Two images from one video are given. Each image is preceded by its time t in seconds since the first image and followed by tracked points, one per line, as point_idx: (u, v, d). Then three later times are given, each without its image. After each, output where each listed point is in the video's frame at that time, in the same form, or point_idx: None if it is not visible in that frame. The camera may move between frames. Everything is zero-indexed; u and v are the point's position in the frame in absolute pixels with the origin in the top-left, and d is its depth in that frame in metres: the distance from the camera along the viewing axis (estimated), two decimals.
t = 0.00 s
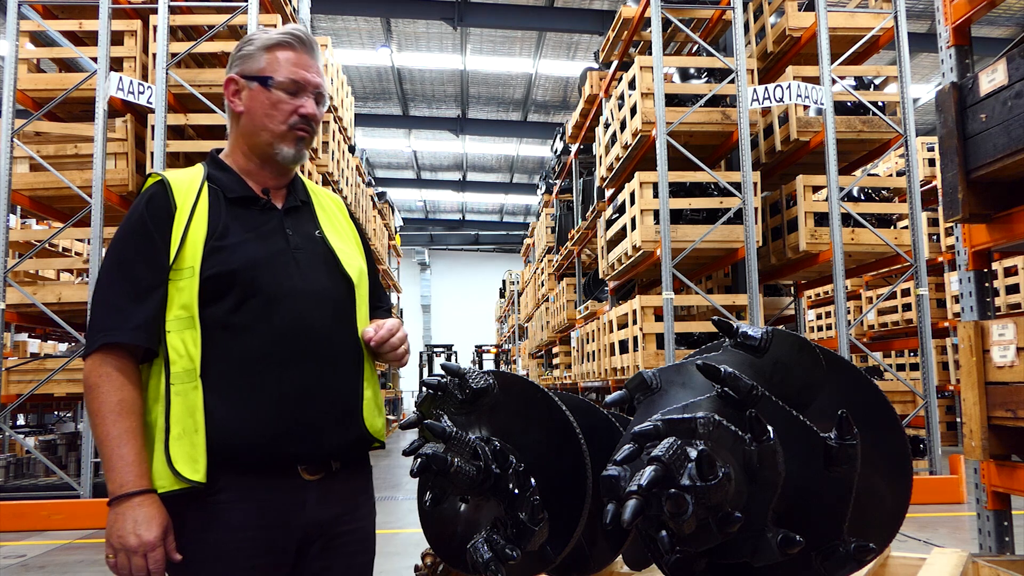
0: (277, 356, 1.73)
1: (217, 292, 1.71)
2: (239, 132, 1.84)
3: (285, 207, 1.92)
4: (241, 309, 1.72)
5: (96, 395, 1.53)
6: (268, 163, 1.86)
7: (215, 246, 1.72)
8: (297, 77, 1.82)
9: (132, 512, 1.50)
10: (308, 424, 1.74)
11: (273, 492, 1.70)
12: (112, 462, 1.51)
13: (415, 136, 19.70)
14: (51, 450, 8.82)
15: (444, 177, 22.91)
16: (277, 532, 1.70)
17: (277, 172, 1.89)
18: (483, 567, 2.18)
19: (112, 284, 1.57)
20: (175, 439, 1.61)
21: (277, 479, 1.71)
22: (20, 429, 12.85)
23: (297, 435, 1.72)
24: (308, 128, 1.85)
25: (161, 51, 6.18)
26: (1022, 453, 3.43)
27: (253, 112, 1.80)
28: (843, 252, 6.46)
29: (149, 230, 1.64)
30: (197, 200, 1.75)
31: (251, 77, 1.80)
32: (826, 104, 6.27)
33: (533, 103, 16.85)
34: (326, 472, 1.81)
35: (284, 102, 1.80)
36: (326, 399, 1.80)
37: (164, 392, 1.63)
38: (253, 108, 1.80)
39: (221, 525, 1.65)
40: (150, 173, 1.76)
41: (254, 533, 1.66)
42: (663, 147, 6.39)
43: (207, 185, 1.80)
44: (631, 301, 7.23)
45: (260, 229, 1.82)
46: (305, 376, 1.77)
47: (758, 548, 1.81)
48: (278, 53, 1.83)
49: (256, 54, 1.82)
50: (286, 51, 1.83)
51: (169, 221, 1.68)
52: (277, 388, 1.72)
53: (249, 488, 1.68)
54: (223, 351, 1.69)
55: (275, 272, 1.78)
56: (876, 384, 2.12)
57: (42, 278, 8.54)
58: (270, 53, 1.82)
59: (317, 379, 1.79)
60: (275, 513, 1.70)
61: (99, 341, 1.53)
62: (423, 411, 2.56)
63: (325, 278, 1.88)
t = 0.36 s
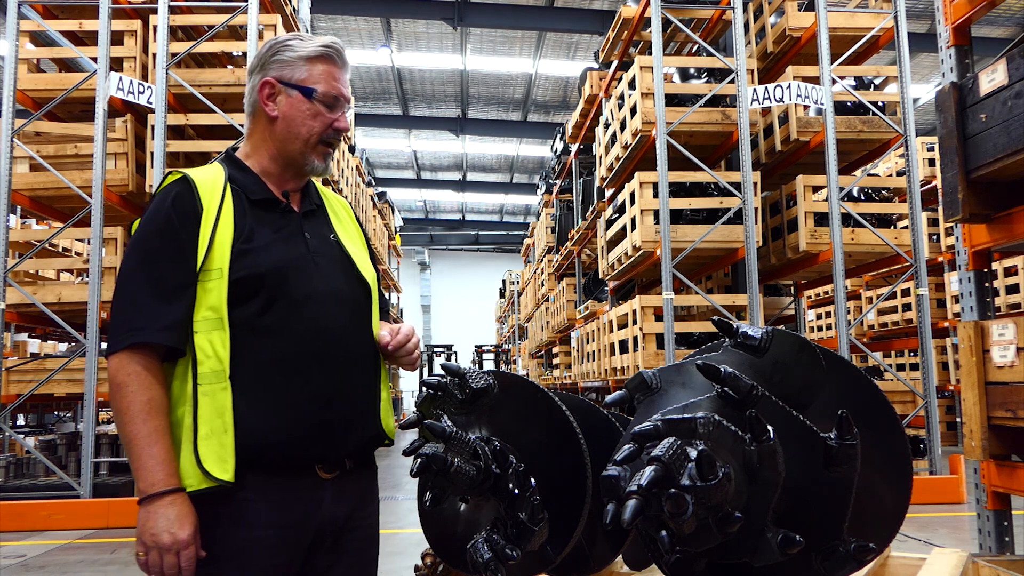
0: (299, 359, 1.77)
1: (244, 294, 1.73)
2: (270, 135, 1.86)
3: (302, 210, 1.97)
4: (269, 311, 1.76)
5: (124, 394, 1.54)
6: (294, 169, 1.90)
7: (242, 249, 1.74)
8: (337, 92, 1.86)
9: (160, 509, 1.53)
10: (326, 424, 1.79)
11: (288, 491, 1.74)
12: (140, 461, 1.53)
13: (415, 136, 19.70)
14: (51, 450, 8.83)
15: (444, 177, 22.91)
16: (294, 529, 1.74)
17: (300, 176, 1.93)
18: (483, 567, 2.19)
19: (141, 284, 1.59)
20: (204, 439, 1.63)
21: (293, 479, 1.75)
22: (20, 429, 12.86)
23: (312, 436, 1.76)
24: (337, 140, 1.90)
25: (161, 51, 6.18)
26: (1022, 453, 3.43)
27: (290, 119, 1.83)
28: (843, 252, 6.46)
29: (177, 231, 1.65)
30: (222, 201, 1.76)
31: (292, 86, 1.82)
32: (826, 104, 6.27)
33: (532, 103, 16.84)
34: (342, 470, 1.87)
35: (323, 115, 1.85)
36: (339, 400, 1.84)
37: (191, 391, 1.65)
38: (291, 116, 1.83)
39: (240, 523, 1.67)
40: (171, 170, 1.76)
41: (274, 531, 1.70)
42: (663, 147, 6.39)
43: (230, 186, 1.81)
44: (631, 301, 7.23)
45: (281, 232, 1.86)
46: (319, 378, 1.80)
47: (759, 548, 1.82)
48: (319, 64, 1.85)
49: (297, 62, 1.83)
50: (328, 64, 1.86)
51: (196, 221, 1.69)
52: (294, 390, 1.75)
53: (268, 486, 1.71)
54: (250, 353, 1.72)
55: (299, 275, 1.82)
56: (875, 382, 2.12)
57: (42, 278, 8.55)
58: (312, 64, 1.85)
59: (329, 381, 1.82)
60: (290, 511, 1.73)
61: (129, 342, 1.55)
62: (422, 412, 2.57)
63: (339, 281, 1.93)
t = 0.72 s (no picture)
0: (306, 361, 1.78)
1: (258, 294, 1.73)
2: (281, 138, 1.86)
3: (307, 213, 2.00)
4: (281, 313, 1.76)
5: (143, 392, 1.54)
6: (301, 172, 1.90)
7: (256, 250, 1.75)
8: (352, 105, 1.86)
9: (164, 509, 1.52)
10: (332, 425, 1.81)
11: (292, 489, 1.74)
12: (161, 458, 1.53)
13: (415, 136, 19.70)
14: (51, 450, 8.83)
15: (444, 177, 22.91)
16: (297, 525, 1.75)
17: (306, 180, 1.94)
18: (483, 567, 2.19)
19: (159, 281, 1.58)
20: (219, 436, 1.62)
21: (297, 478, 1.76)
22: (20, 429, 12.88)
23: (317, 437, 1.77)
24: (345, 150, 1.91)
25: (161, 51, 6.17)
26: (1021, 453, 3.44)
27: (303, 127, 1.83)
28: (843, 252, 6.46)
29: (193, 228, 1.64)
30: (236, 200, 1.75)
31: (308, 94, 1.82)
32: (826, 104, 6.27)
33: (532, 103, 16.84)
34: (340, 469, 1.87)
35: (335, 126, 1.85)
36: (343, 401, 1.86)
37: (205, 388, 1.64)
38: (304, 124, 1.83)
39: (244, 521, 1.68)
40: (183, 167, 1.74)
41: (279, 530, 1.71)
42: (663, 147, 6.39)
43: (242, 186, 1.81)
44: (631, 301, 7.24)
45: (290, 234, 1.87)
46: (325, 379, 1.81)
47: (759, 548, 1.82)
48: (337, 75, 1.85)
49: (316, 71, 1.83)
50: (345, 76, 1.86)
51: (213, 220, 1.68)
52: (301, 390, 1.76)
53: (274, 485, 1.71)
54: (263, 353, 1.72)
55: (307, 279, 1.83)
56: (874, 381, 2.12)
57: (42, 279, 8.55)
58: (330, 75, 1.85)
59: (333, 383, 1.83)
60: (294, 509, 1.74)
61: (149, 337, 1.54)
62: (422, 411, 2.57)
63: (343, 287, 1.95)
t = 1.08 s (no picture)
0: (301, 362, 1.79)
1: (257, 295, 1.74)
2: (279, 139, 1.86)
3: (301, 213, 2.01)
4: (279, 315, 1.77)
5: (138, 388, 1.53)
6: (298, 174, 1.91)
7: (257, 251, 1.75)
8: (351, 110, 1.87)
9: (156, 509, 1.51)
10: (327, 426, 1.83)
11: (287, 489, 1.75)
12: (154, 455, 1.52)
13: (415, 136, 19.69)
14: (51, 450, 8.83)
15: (444, 176, 22.91)
16: (290, 525, 1.75)
17: (302, 182, 1.95)
18: (483, 567, 2.19)
19: (161, 278, 1.57)
20: (214, 437, 1.62)
21: (293, 478, 1.76)
22: (20, 429, 12.88)
23: (312, 438, 1.78)
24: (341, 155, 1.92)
25: (161, 51, 6.17)
26: (1022, 453, 3.43)
27: (302, 130, 1.83)
28: (843, 252, 6.46)
29: (196, 227, 1.64)
30: (237, 200, 1.76)
31: (308, 98, 1.82)
32: (826, 104, 6.27)
33: (532, 103, 16.84)
34: (329, 469, 1.87)
35: (334, 131, 1.86)
36: (339, 402, 1.87)
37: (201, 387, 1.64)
38: (303, 127, 1.83)
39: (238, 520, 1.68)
40: (182, 163, 1.74)
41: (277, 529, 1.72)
42: (663, 147, 6.39)
43: (241, 185, 1.81)
44: (631, 301, 7.23)
45: (287, 236, 1.88)
46: (322, 380, 1.82)
47: (759, 548, 1.82)
48: (337, 81, 1.86)
49: (317, 75, 1.83)
50: (346, 81, 1.87)
51: (215, 220, 1.68)
52: (298, 391, 1.77)
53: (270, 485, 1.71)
54: (261, 355, 1.72)
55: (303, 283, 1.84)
56: (874, 381, 2.12)
57: (42, 278, 8.55)
58: (331, 79, 1.85)
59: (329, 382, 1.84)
60: (290, 509, 1.75)
61: (148, 336, 1.53)
62: (423, 411, 2.58)
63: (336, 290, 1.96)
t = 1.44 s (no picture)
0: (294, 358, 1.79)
1: (249, 288, 1.75)
2: (269, 148, 1.86)
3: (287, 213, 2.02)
4: (269, 312, 1.78)
5: (132, 380, 1.53)
6: (284, 182, 1.91)
7: (246, 245, 1.77)
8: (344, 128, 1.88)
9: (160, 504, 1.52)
10: (324, 423, 1.82)
11: (283, 488, 1.75)
12: (152, 447, 1.52)
13: (415, 136, 19.69)
14: (51, 450, 8.82)
15: (444, 176, 22.91)
16: (285, 524, 1.75)
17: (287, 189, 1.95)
18: (483, 567, 2.19)
19: (154, 270, 1.58)
20: (209, 430, 1.63)
21: (289, 478, 1.77)
22: (20, 429, 12.88)
23: (308, 434, 1.79)
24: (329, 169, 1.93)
25: (161, 51, 6.17)
26: (1022, 453, 3.44)
27: (294, 143, 1.83)
28: (843, 252, 6.45)
29: (188, 219, 1.65)
30: (224, 196, 1.77)
31: (303, 112, 1.82)
32: (826, 104, 6.26)
33: (533, 103, 16.85)
34: (320, 469, 1.86)
35: (325, 146, 1.87)
36: (335, 400, 1.87)
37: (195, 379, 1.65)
38: (296, 140, 1.83)
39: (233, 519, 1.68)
40: (168, 160, 1.75)
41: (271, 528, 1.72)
42: (663, 146, 6.38)
43: (228, 183, 1.82)
44: (631, 301, 7.24)
45: (278, 235, 1.89)
46: (318, 377, 1.83)
47: (758, 548, 1.82)
48: (335, 98, 1.86)
49: (316, 91, 1.83)
50: (341, 98, 1.87)
51: (204, 213, 1.69)
52: (294, 387, 1.78)
53: (265, 486, 1.72)
54: (252, 349, 1.73)
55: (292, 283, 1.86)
56: (874, 381, 2.12)
57: (42, 278, 8.55)
58: (328, 96, 1.85)
59: (324, 381, 1.84)
60: (285, 508, 1.75)
61: (144, 325, 1.54)
62: (424, 411, 2.59)
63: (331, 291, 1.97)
